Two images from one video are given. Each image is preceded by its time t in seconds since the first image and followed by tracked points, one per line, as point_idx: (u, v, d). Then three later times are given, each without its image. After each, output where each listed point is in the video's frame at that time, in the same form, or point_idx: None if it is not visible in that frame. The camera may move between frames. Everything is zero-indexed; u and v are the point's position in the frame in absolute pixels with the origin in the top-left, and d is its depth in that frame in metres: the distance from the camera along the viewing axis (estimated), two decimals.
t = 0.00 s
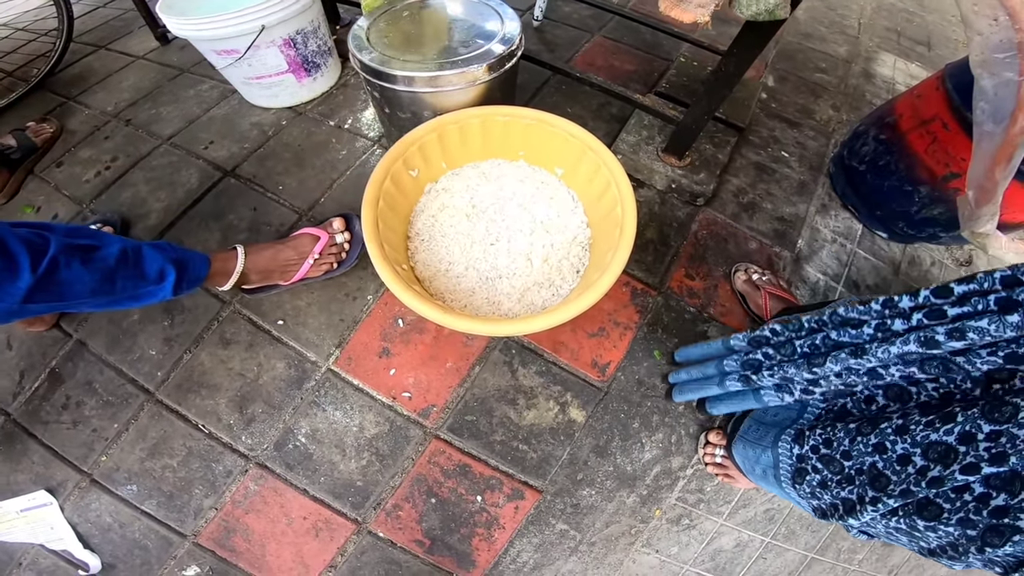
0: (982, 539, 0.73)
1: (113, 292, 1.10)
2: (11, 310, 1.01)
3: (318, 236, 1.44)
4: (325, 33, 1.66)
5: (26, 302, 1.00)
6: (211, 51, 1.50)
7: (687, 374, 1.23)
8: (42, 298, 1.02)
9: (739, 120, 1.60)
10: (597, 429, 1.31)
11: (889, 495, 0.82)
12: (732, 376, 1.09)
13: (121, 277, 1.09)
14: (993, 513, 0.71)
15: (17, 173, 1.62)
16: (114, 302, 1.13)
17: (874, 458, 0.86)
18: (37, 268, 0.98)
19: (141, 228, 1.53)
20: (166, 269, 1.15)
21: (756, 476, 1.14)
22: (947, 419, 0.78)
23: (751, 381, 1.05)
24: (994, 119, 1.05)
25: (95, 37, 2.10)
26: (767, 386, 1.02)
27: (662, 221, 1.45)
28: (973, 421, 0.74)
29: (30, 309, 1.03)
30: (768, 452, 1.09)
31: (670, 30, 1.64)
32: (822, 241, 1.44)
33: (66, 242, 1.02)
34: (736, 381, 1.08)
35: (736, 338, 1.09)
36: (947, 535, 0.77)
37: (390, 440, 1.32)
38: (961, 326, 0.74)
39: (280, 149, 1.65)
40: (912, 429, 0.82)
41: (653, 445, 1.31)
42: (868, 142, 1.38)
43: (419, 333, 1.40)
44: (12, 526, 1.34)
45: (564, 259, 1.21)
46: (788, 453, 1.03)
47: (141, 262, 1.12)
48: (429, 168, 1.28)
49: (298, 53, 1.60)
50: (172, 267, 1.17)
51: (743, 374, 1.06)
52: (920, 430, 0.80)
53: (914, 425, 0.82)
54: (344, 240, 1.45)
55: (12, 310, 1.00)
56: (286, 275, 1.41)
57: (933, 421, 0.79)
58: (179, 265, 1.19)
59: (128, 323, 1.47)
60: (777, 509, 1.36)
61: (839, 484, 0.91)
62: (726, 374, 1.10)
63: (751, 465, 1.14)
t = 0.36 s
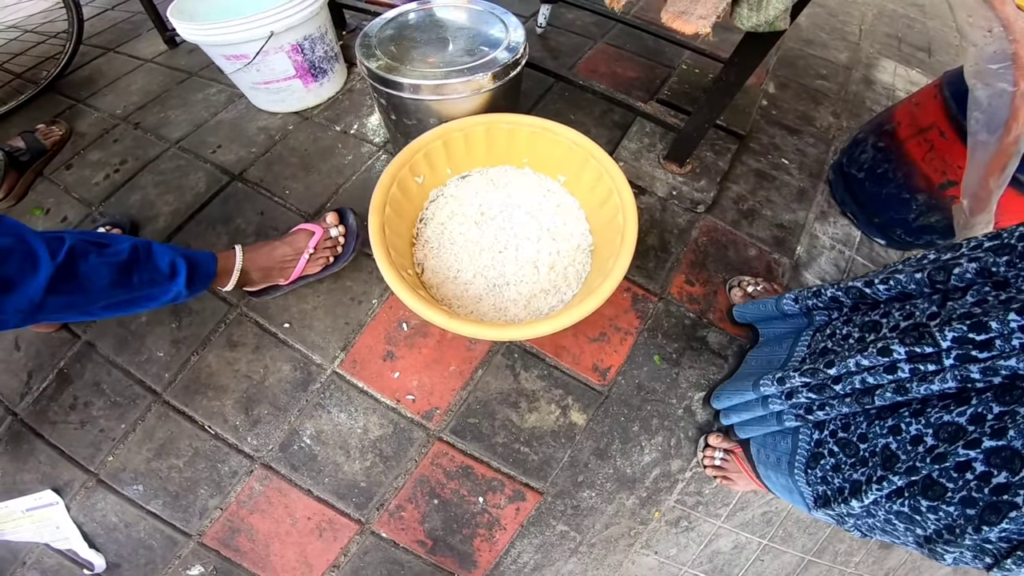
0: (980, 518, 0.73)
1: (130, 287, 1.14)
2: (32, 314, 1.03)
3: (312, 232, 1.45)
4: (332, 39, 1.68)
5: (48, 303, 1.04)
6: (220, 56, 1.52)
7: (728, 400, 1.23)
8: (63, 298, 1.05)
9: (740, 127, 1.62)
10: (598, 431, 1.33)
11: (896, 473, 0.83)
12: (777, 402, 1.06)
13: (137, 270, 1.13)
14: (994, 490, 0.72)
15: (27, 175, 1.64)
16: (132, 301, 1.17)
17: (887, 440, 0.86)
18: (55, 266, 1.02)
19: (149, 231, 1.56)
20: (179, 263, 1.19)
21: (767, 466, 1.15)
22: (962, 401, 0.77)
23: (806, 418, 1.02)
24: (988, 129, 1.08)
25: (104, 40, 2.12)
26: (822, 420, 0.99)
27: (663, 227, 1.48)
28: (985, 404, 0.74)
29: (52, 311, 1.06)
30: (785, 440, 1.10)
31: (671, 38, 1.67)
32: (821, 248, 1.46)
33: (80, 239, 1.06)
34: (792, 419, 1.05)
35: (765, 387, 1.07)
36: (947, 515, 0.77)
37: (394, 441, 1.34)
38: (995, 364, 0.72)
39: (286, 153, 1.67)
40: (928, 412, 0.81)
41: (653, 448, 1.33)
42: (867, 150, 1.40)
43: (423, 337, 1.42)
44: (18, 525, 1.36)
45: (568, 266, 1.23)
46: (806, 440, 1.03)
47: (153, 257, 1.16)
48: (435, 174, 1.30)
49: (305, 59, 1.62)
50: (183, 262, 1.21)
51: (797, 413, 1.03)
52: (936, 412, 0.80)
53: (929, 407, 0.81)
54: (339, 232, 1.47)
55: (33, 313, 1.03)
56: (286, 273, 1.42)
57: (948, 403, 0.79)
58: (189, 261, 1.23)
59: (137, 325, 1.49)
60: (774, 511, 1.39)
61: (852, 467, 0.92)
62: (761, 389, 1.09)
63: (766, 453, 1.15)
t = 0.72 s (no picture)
0: (989, 476, 0.74)
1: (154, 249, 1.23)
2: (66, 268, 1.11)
3: (276, 198, 1.49)
4: (333, 42, 1.69)
5: (82, 256, 1.12)
6: (221, 59, 1.53)
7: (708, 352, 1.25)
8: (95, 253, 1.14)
9: (740, 132, 1.62)
10: (596, 436, 1.33)
11: (898, 438, 0.85)
12: (757, 349, 1.11)
13: (162, 232, 1.25)
14: (1000, 445, 0.73)
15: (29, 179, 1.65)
16: (155, 267, 1.24)
17: (885, 406, 0.88)
18: (92, 219, 1.13)
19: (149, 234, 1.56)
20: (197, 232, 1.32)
21: (775, 447, 1.14)
22: (948, 358, 0.81)
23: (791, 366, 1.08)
24: (985, 133, 1.08)
25: (107, 42, 2.13)
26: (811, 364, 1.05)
27: (662, 231, 1.48)
28: (971, 357, 0.77)
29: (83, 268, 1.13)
30: (783, 418, 1.12)
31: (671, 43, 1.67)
32: (820, 252, 1.46)
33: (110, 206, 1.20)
34: (776, 368, 1.10)
35: (746, 333, 1.12)
36: (956, 477, 0.78)
37: (393, 445, 1.34)
38: (964, 294, 0.77)
39: (287, 157, 1.68)
40: (918, 372, 0.84)
41: (651, 452, 1.33)
42: (865, 154, 1.40)
43: (422, 341, 1.43)
44: (17, 526, 1.36)
45: (565, 270, 1.23)
46: (802, 416, 1.06)
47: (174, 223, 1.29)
48: (433, 178, 1.31)
49: (306, 62, 1.63)
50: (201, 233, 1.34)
51: (781, 361, 1.09)
52: (925, 372, 0.83)
53: (919, 368, 0.85)
54: (301, 190, 1.52)
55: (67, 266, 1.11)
56: (265, 243, 1.43)
57: (935, 363, 0.82)
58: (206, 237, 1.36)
59: (137, 327, 1.50)
60: (773, 515, 1.38)
61: (854, 438, 0.94)
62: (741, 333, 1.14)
63: (769, 435, 1.16)
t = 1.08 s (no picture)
0: None
1: (102, 245, 1.22)
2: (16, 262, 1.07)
3: (202, 194, 1.52)
4: (336, 45, 1.66)
5: (32, 254, 1.09)
6: (223, 62, 1.50)
7: (707, 286, 1.25)
8: (43, 250, 1.11)
9: (750, 136, 1.59)
10: (605, 446, 1.31)
11: (951, 428, 0.87)
12: (750, 283, 1.12)
13: (109, 228, 1.23)
14: None
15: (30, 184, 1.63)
16: (99, 264, 1.23)
17: (940, 398, 0.92)
18: (44, 216, 1.09)
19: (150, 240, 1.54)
20: (142, 225, 1.32)
21: (820, 446, 1.11)
22: (994, 347, 0.85)
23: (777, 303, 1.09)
24: (1009, 141, 1.05)
25: (109, 44, 2.10)
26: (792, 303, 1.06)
27: (671, 238, 1.45)
28: (1017, 344, 0.81)
29: (31, 264, 1.10)
30: (831, 413, 1.12)
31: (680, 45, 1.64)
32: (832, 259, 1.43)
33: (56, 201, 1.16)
34: (763, 305, 1.12)
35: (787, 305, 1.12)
36: (1009, 465, 0.82)
37: (398, 455, 1.32)
38: (958, 227, 0.77)
39: (290, 162, 1.66)
40: (967, 363, 0.89)
41: (661, 462, 1.30)
42: (878, 159, 1.37)
43: (427, 350, 1.40)
44: (18, 533, 1.35)
45: (576, 279, 1.21)
46: (851, 410, 1.08)
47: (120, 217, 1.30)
48: (440, 185, 1.28)
49: (309, 65, 1.60)
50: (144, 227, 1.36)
51: (766, 297, 1.11)
52: (976, 363, 0.88)
53: (966, 358, 0.89)
54: (223, 185, 1.57)
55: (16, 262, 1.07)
56: (204, 230, 1.47)
57: (982, 352, 0.87)
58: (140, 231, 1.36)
59: (138, 335, 1.48)
60: (784, 525, 1.36)
61: (908, 430, 0.97)
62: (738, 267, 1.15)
63: (813, 431, 1.14)
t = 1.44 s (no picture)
0: None
1: (89, 249, 1.15)
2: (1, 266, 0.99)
3: (199, 195, 1.47)
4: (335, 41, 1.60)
5: (20, 257, 1.02)
6: (219, 59, 1.45)
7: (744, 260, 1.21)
8: (30, 254, 1.03)
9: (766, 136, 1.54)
10: (616, 459, 1.25)
11: (968, 488, 0.76)
12: (782, 269, 1.04)
13: (96, 232, 1.16)
14: None
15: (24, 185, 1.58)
16: (88, 270, 1.16)
17: (958, 455, 0.80)
18: (29, 218, 1.02)
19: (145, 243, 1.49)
20: (130, 229, 1.26)
21: (808, 481, 1.07)
22: None
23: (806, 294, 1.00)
24: None
25: (106, 44, 2.05)
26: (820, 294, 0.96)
27: (685, 241, 1.40)
28: None
29: (18, 269, 1.02)
30: (829, 454, 1.03)
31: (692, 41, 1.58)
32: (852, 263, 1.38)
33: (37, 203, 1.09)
34: (790, 294, 1.03)
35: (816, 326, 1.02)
36: None
37: (400, 468, 1.27)
38: (1016, 235, 0.68)
39: (288, 162, 1.61)
40: (1000, 424, 0.77)
41: (674, 475, 1.24)
42: (902, 159, 1.32)
43: (430, 359, 1.35)
44: (10, 543, 1.30)
45: (585, 284, 1.15)
46: (853, 456, 0.98)
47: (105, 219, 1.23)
48: (443, 185, 1.23)
49: (308, 62, 1.55)
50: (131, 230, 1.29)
51: (795, 285, 1.01)
52: (1010, 424, 0.76)
53: (1002, 418, 0.78)
54: (220, 186, 1.52)
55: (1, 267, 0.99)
56: (201, 234, 1.43)
57: None
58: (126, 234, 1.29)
59: (131, 342, 1.43)
60: (801, 537, 1.29)
61: (912, 483, 0.85)
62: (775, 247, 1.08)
63: (806, 469, 1.08)
